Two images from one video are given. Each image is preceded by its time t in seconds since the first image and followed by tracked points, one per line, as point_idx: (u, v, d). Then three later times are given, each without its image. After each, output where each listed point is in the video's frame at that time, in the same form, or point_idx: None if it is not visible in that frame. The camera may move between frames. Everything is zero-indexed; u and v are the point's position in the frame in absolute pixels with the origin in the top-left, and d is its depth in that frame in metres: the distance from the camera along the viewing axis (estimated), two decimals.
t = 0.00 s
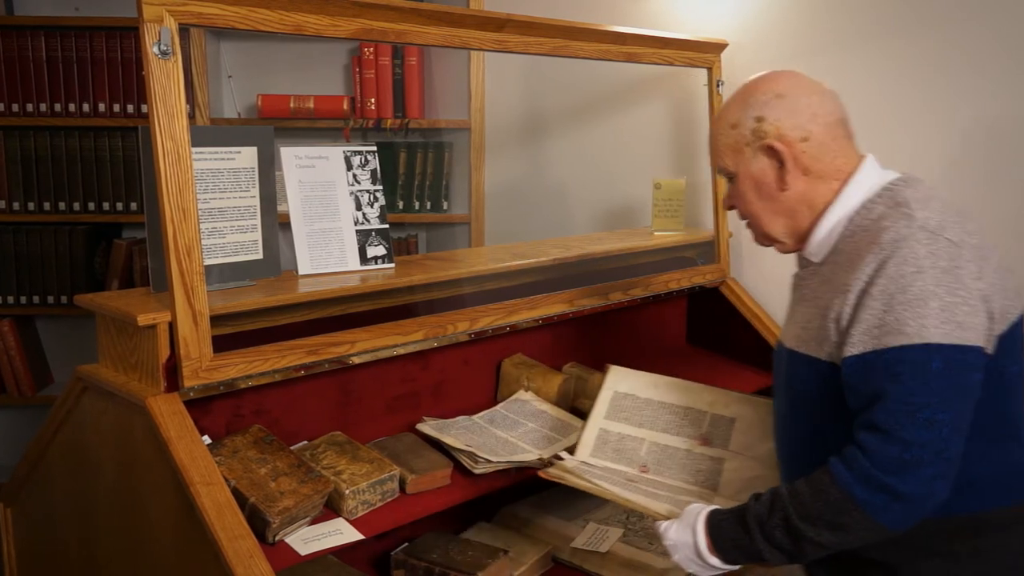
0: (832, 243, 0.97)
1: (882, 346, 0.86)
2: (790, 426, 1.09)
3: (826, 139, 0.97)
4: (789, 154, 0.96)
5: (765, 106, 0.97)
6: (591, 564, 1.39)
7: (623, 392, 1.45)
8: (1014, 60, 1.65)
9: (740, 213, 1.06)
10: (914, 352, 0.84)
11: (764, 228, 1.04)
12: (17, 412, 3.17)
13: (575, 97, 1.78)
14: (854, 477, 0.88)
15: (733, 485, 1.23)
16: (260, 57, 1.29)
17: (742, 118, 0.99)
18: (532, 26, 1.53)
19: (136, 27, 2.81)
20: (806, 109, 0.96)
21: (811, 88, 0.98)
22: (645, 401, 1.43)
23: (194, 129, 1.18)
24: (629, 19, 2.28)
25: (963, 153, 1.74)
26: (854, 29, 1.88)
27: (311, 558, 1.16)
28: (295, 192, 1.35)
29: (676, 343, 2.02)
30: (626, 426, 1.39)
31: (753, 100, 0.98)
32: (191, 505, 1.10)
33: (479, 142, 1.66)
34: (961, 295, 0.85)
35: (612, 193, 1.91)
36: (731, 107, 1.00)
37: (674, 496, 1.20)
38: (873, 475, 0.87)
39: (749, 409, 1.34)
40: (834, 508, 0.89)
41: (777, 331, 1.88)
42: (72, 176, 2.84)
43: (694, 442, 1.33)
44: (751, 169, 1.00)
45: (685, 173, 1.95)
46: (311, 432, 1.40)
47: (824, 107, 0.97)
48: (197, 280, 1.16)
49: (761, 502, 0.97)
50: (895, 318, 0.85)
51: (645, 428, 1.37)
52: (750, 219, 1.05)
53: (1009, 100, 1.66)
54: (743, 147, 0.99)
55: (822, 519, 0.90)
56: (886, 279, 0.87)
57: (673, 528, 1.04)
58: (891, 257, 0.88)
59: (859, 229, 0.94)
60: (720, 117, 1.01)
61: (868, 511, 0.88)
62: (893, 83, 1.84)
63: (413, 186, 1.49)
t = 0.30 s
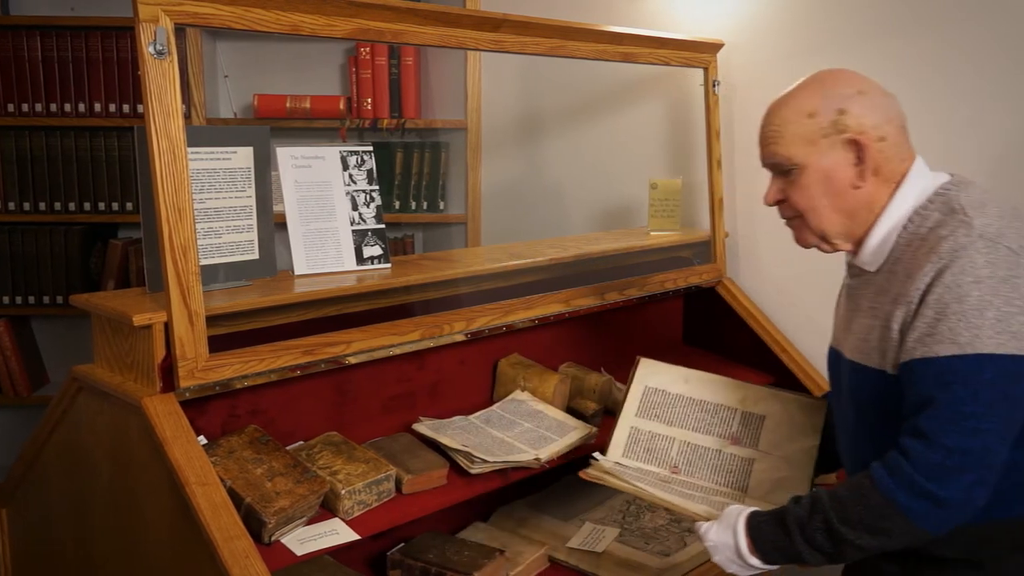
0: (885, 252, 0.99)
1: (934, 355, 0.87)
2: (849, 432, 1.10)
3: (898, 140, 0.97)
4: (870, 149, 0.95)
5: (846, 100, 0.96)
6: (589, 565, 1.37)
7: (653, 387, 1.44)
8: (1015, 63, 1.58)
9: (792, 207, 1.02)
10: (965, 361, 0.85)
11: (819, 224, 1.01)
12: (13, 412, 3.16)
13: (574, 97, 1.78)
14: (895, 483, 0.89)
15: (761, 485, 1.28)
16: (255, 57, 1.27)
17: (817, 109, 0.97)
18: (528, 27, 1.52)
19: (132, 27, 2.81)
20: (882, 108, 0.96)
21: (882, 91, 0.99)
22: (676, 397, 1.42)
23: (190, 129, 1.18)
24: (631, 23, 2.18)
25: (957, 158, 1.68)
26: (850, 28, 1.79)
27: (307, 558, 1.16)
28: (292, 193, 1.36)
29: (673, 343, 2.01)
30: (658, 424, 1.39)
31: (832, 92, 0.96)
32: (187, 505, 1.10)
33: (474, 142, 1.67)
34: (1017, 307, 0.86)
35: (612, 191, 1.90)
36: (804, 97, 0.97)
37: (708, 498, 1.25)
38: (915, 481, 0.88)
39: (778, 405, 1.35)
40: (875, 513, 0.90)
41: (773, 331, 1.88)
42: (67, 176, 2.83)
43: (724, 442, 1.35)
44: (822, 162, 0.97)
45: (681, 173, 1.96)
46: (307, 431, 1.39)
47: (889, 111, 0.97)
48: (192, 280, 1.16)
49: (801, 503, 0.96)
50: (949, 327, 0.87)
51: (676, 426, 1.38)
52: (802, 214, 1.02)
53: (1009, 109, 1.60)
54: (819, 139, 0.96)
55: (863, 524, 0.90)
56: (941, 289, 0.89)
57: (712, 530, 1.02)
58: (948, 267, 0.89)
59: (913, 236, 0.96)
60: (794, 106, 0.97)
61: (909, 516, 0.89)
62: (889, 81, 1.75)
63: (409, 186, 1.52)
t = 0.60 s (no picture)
0: (893, 249, 1.08)
1: (947, 339, 0.95)
2: (859, 418, 1.18)
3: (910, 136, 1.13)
4: (908, 137, 1.08)
5: (880, 93, 1.09)
6: (581, 564, 1.37)
7: (642, 401, 1.41)
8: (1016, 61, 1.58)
9: (838, 190, 1.09)
10: (978, 344, 0.93)
11: (862, 208, 1.10)
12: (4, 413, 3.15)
13: (572, 95, 1.78)
14: (911, 465, 0.96)
15: (759, 486, 1.29)
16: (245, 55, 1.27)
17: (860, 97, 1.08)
18: (519, 27, 1.53)
19: (123, 27, 2.80)
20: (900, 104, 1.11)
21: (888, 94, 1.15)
22: (666, 408, 1.40)
23: (182, 129, 1.18)
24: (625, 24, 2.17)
25: (962, 155, 1.67)
26: (839, 34, 1.79)
27: (298, 559, 1.15)
28: (283, 193, 1.36)
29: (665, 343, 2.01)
30: (650, 437, 1.37)
31: (868, 84, 1.09)
32: (178, 506, 1.09)
33: (467, 142, 1.66)
34: None
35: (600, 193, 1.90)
36: (842, 87, 1.08)
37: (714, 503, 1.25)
38: (930, 461, 0.95)
39: (767, 409, 1.37)
40: (893, 496, 0.97)
41: (765, 330, 1.88)
42: (58, 177, 2.82)
43: (719, 448, 1.35)
44: (867, 144, 1.07)
45: (673, 173, 1.96)
46: (299, 432, 1.39)
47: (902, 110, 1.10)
48: (183, 281, 1.16)
49: (820, 497, 1.04)
50: (961, 313, 0.95)
51: (669, 437, 1.36)
52: (847, 197, 1.09)
53: (1010, 96, 1.60)
54: (869, 123, 1.07)
55: (881, 507, 0.98)
56: (954, 277, 0.96)
57: (731, 531, 1.10)
58: (961, 255, 0.97)
59: (920, 231, 1.06)
60: (841, 90, 1.07)
61: (927, 496, 0.96)
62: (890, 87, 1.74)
63: (401, 186, 1.51)
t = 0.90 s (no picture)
0: (881, 252, 1.09)
1: (941, 336, 0.97)
2: (848, 414, 1.20)
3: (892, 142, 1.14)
4: (887, 146, 1.10)
5: (859, 104, 1.11)
6: (570, 564, 1.37)
7: (632, 401, 1.41)
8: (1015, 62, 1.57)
9: (823, 199, 1.10)
10: (971, 341, 0.95)
11: (847, 216, 1.11)
12: None
13: (559, 95, 1.76)
14: (915, 456, 0.98)
15: (752, 485, 1.30)
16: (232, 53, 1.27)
17: (839, 109, 1.10)
18: (508, 27, 1.54)
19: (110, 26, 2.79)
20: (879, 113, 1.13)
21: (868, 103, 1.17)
22: (656, 407, 1.41)
23: (170, 129, 1.17)
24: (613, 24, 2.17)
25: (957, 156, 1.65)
26: (828, 34, 1.79)
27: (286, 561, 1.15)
28: (271, 192, 1.35)
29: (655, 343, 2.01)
30: (642, 437, 1.37)
31: (847, 96, 1.11)
32: (165, 509, 1.09)
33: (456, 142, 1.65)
34: (1012, 290, 0.97)
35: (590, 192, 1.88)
36: (822, 100, 1.10)
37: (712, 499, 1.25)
38: (933, 452, 0.97)
39: (753, 406, 1.40)
40: (900, 488, 0.99)
41: (754, 329, 1.89)
42: (45, 177, 2.80)
43: (709, 445, 1.36)
44: (848, 154, 1.09)
45: (662, 173, 1.96)
46: (288, 433, 1.38)
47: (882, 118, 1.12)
48: (171, 282, 1.15)
49: (828, 491, 1.04)
50: (953, 312, 0.97)
51: (660, 436, 1.37)
52: (832, 205, 1.11)
53: (1010, 96, 1.58)
54: (849, 134, 1.09)
55: (889, 499, 0.99)
56: (945, 278, 0.98)
57: (742, 527, 1.11)
58: (951, 258, 0.99)
59: (906, 235, 1.08)
60: (821, 104, 1.09)
61: (932, 486, 0.98)
62: (886, 87, 1.73)
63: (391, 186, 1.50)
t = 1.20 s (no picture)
0: (872, 239, 1.11)
1: (940, 323, 0.99)
2: (836, 395, 1.22)
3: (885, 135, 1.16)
4: (880, 136, 1.12)
5: (855, 95, 1.12)
6: (556, 562, 1.37)
7: (626, 395, 1.41)
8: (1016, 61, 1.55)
9: (816, 186, 1.12)
10: (969, 326, 0.97)
11: (839, 202, 1.13)
12: None
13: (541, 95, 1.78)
14: (923, 437, 0.99)
15: (753, 470, 1.31)
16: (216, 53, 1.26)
17: (835, 100, 1.11)
18: (495, 26, 1.52)
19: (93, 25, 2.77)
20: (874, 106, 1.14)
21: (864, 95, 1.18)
22: (650, 400, 1.41)
23: (154, 129, 1.16)
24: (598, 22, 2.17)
25: (957, 154, 1.64)
26: (817, 35, 1.79)
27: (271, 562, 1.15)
28: (255, 193, 1.35)
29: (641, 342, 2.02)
30: (637, 429, 1.37)
31: (843, 87, 1.12)
32: (148, 510, 1.08)
33: (441, 142, 1.70)
34: (1005, 278, 0.99)
35: (574, 194, 1.90)
36: (819, 91, 1.11)
37: (715, 486, 1.25)
38: (940, 433, 0.98)
39: (741, 392, 1.42)
40: (908, 469, 1.00)
41: (739, 328, 1.86)
42: (26, 176, 2.78)
43: (705, 432, 1.36)
44: (843, 143, 1.10)
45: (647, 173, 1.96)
46: (273, 434, 1.37)
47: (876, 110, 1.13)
48: (154, 282, 1.14)
49: (837, 473, 1.05)
50: (951, 298, 0.98)
51: (656, 427, 1.37)
52: (825, 192, 1.12)
53: (1010, 96, 1.56)
54: (842, 123, 1.10)
55: (897, 479, 1.00)
56: (941, 266, 1.00)
57: (750, 512, 1.11)
58: (946, 247, 1.01)
59: (897, 223, 1.09)
60: (817, 93, 1.11)
61: (939, 467, 0.99)
62: (884, 85, 1.72)
63: (377, 186, 1.52)
